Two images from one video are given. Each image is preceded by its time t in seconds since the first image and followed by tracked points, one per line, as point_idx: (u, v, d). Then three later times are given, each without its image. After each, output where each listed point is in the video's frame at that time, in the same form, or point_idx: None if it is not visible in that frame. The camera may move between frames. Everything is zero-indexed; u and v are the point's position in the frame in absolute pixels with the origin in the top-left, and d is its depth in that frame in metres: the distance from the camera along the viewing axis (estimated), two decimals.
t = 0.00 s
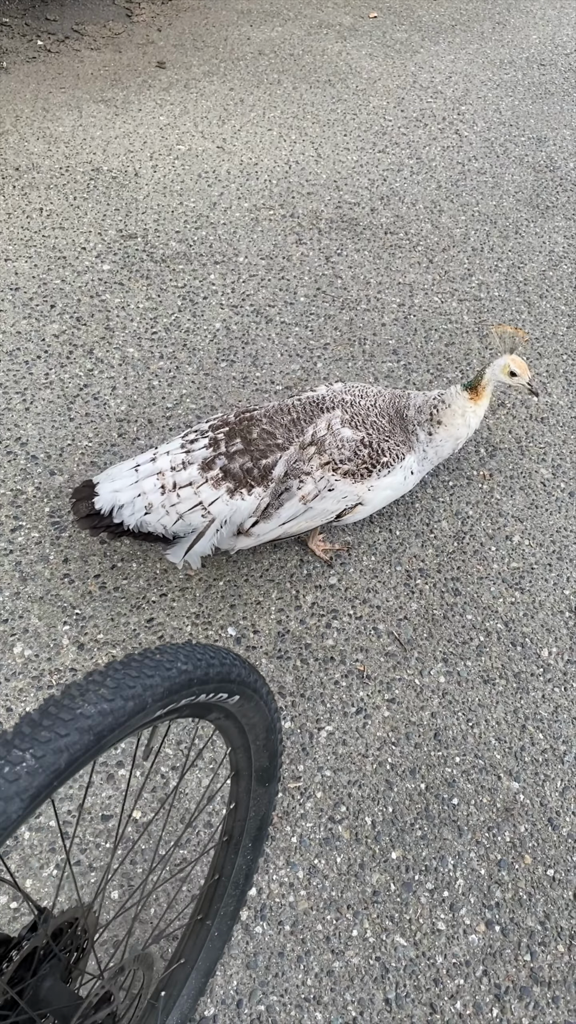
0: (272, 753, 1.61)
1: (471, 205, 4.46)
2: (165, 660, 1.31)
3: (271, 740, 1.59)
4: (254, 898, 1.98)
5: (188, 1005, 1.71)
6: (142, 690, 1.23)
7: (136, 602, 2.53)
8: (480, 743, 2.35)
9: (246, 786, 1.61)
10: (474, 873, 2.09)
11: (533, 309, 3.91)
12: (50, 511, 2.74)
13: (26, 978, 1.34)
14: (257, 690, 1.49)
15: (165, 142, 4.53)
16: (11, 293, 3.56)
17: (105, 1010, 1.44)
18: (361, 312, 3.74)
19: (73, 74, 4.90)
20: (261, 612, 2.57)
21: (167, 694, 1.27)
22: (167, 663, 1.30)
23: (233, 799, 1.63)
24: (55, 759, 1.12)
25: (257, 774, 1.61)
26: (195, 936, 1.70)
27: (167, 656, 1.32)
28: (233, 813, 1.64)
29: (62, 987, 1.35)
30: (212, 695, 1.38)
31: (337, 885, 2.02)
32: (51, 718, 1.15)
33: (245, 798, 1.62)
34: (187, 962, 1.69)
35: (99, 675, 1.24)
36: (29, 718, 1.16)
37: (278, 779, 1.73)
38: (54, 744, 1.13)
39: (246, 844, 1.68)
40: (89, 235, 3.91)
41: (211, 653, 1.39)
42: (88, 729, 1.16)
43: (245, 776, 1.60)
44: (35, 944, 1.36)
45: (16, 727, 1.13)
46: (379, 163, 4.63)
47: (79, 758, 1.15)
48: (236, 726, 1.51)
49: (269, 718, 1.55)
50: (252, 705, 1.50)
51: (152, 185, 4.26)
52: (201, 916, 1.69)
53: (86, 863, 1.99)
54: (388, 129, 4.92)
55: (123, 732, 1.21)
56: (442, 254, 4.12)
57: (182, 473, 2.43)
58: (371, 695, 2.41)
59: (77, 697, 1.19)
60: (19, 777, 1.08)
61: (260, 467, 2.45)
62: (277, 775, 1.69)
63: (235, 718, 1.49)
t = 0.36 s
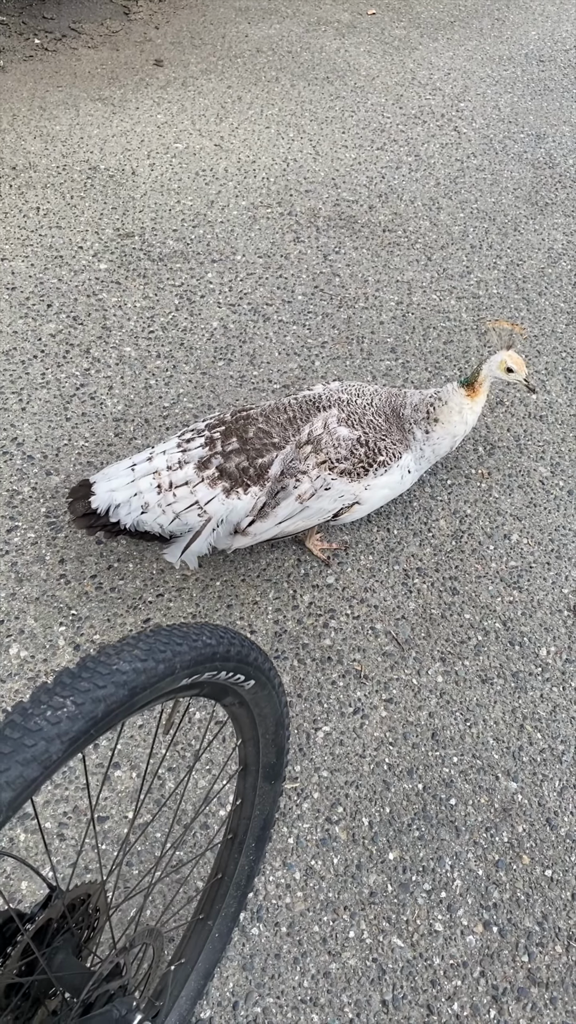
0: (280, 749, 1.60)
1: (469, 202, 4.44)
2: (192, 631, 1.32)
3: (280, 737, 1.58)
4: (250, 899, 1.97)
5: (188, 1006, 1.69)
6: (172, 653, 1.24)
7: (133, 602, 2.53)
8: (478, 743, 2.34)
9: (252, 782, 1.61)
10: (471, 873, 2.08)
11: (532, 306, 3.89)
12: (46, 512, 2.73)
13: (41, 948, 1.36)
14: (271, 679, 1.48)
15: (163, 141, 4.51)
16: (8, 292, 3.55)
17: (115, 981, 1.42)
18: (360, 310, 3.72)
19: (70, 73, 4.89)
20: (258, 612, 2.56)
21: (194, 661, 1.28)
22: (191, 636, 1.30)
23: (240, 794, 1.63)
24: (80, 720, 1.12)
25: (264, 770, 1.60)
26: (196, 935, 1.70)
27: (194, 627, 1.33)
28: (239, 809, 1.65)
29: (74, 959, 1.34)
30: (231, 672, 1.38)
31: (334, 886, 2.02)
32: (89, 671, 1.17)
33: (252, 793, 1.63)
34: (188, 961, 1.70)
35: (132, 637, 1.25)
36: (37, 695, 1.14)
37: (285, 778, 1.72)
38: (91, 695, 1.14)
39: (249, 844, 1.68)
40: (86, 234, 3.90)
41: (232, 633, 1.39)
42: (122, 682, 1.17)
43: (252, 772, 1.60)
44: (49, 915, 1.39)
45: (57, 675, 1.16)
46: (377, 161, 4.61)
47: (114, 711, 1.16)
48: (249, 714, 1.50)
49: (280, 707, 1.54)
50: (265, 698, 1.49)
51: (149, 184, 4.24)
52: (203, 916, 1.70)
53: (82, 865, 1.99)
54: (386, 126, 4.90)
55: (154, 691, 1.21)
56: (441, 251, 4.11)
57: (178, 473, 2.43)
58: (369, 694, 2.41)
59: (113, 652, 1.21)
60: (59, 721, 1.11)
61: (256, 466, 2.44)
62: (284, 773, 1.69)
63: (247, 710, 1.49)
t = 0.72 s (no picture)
0: (270, 752, 1.61)
1: (469, 201, 4.44)
2: (172, 645, 1.30)
3: (270, 740, 1.58)
4: (249, 900, 1.97)
5: (184, 1007, 1.69)
6: (148, 672, 1.24)
7: (132, 603, 2.52)
8: (477, 743, 2.34)
9: (244, 786, 1.61)
10: (470, 875, 2.08)
11: (532, 306, 3.88)
12: (44, 512, 2.73)
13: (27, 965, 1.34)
14: (257, 685, 1.48)
15: (162, 141, 4.51)
16: (7, 293, 3.55)
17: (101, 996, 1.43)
18: (359, 310, 3.72)
19: (70, 73, 4.89)
20: (257, 612, 2.56)
21: (172, 679, 1.27)
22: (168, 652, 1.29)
23: (231, 798, 1.63)
24: (50, 747, 1.11)
25: (255, 773, 1.60)
26: (192, 936, 1.70)
27: (174, 641, 1.32)
28: (231, 813, 1.64)
29: (61, 975, 1.33)
30: (215, 681, 1.37)
31: (333, 888, 2.01)
32: (59, 696, 1.17)
33: (244, 796, 1.62)
34: (184, 963, 1.69)
35: (107, 655, 1.25)
36: (15, 713, 1.15)
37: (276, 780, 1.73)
38: (61, 721, 1.13)
39: (242, 846, 1.68)
40: (86, 234, 3.90)
41: (213, 644, 1.38)
42: (93, 706, 1.16)
43: (243, 776, 1.59)
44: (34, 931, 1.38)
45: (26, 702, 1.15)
46: (377, 160, 4.61)
47: (86, 735, 1.16)
48: (235, 721, 1.50)
49: (266, 717, 1.54)
50: (252, 704, 1.49)
51: (149, 184, 4.24)
52: (198, 918, 1.69)
53: (80, 866, 1.98)
54: (386, 125, 4.89)
55: (128, 712, 1.21)
56: (440, 251, 4.10)
57: (175, 471, 2.42)
58: (368, 695, 2.40)
59: (85, 674, 1.20)
60: (28, 750, 1.10)
61: (254, 466, 2.44)
62: (276, 775, 1.69)
63: (235, 716, 1.49)
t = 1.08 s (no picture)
0: (259, 758, 1.59)
1: (473, 204, 4.45)
2: (133, 684, 1.25)
3: (257, 748, 1.56)
4: (254, 901, 1.98)
5: (185, 1007, 1.73)
6: (106, 718, 1.20)
7: (136, 605, 2.53)
8: (481, 745, 2.35)
9: (234, 794, 1.60)
10: (474, 876, 2.08)
11: (536, 308, 3.89)
12: (50, 513, 2.74)
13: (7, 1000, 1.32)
14: (238, 702, 1.46)
15: (167, 143, 4.52)
16: (12, 294, 3.56)
17: None
18: (363, 312, 3.73)
19: (75, 74, 4.91)
20: (262, 614, 2.57)
21: (134, 721, 1.23)
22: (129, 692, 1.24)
23: (222, 806, 1.62)
24: None
25: (245, 780, 1.59)
26: (189, 940, 1.71)
27: (136, 679, 1.27)
28: (222, 820, 1.64)
29: (44, 1008, 1.34)
30: (186, 712, 1.34)
31: (337, 889, 2.02)
32: (8, 754, 1.12)
33: (234, 804, 1.61)
34: (182, 966, 1.71)
35: (61, 703, 1.20)
36: (26, 727, 1.17)
37: (268, 784, 1.71)
38: (9, 784, 1.09)
39: (236, 849, 1.68)
40: (90, 236, 3.91)
41: (184, 669, 1.35)
42: (46, 763, 1.12)
43: (232, 784, 1.58)
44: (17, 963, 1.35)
45: None
46: (381, 162, 4.62)
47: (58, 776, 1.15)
48: (219, 736, 1.49)
49: (251, 727, 1.52)
50: (235, 717, 1.47)
51: (153, 186, 4.25)
52: (195, 921, 1.70)
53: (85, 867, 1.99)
54: (390, 128, 4.90)
55: (84, 764, 1.18)
56: (444, 253, 4.11)
57: (181, 474, 2.43)
58: (372, 696, 2.41)
59: (37, 729, 1.15)
60: None
61: (258, 468, 2.45)
62: (266, 779, 1.67)
63: (218, 731, 1.47)
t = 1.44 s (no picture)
0: (239, 769, 1.54)
1: (478, 208, 4.46)
2: (70, 740, 1.20)
3: (235, 761, 1.51)
4: (257, 902, 1.98)
5: (182, 1007, 1.74)
6: (40, 784, 1.15)
7: (141, 606, 2.54)
8: (484, 748, 2.35)
9: (215, 804, 1.56)
10: (477, 879, 2.09)
11: (540, 313, 3.90)
12: (55, 514, 2.75)
13: None
14: (205, 726, 1.39)
15: (173, 146, 4.54)
16: (18, 295, 3.58)
17: None
18: (368, 315, 3.74)
19: (81, 76, 4.92)
20: (266, 616, 2.58)
21: (74, 780, 1.18)
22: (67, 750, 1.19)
23: (204, 817, 1.58)
24: None
25: (226, 791, 1.55)
26: (181, 943, 1.71)
27: (75, 733, 1.21)
28: (206, 829, 1.60)
29: None
30: (139, 757, 1.29)
31: (340, 890, 2.02)
32: None
33: (217, 814, 1.57)
34: (175, 969, 1.71)
35: None
36: None
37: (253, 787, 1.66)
38: None
39: (224, 855, 1.65)
40: (96, 238, 3.92)
41: (135, 711, 1.28)
42: None
43: (213, 795, 1.54)
44: None
45: None
46: (387, 166, 4.63)
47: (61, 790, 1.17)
48: (191, 758, 1.44)
49: (225, 747, 1.46)
50: (204, 740, 1.41)
51: (159, 188, 4.27)
52: (187, 924, 1.70)
53: (90, 867, 2.00)
54: (396, 132, 4.92)
55: (18, 832, 1.14)
56: (449, 257, 4.12)
57: (185, 476, 2.44)
58: (376, 699, 2.41)
59: None
60: None
61: (264, 472, 2.45)
62: (250, 786, 1.62)
63: (188, 754, 1.42)
